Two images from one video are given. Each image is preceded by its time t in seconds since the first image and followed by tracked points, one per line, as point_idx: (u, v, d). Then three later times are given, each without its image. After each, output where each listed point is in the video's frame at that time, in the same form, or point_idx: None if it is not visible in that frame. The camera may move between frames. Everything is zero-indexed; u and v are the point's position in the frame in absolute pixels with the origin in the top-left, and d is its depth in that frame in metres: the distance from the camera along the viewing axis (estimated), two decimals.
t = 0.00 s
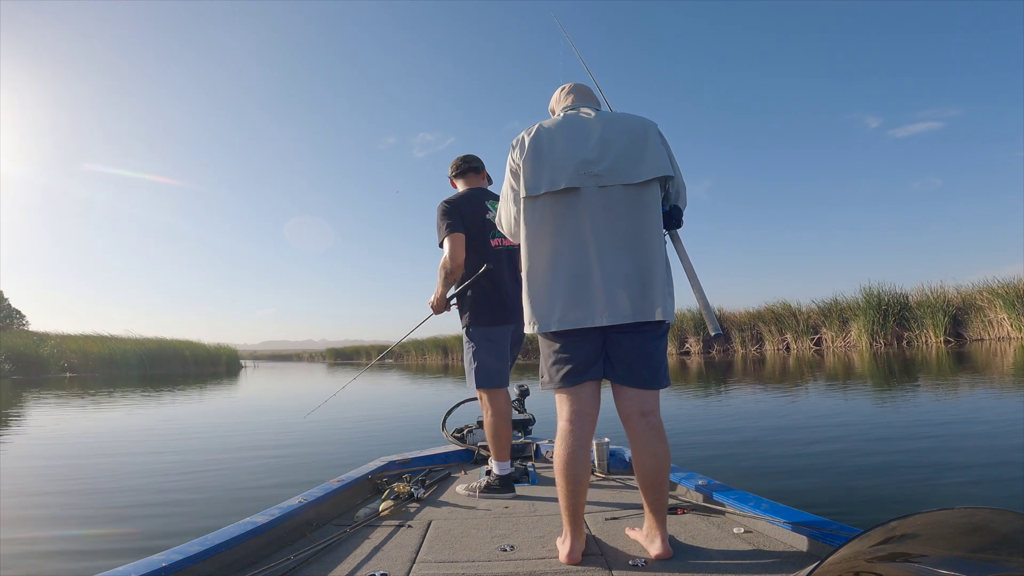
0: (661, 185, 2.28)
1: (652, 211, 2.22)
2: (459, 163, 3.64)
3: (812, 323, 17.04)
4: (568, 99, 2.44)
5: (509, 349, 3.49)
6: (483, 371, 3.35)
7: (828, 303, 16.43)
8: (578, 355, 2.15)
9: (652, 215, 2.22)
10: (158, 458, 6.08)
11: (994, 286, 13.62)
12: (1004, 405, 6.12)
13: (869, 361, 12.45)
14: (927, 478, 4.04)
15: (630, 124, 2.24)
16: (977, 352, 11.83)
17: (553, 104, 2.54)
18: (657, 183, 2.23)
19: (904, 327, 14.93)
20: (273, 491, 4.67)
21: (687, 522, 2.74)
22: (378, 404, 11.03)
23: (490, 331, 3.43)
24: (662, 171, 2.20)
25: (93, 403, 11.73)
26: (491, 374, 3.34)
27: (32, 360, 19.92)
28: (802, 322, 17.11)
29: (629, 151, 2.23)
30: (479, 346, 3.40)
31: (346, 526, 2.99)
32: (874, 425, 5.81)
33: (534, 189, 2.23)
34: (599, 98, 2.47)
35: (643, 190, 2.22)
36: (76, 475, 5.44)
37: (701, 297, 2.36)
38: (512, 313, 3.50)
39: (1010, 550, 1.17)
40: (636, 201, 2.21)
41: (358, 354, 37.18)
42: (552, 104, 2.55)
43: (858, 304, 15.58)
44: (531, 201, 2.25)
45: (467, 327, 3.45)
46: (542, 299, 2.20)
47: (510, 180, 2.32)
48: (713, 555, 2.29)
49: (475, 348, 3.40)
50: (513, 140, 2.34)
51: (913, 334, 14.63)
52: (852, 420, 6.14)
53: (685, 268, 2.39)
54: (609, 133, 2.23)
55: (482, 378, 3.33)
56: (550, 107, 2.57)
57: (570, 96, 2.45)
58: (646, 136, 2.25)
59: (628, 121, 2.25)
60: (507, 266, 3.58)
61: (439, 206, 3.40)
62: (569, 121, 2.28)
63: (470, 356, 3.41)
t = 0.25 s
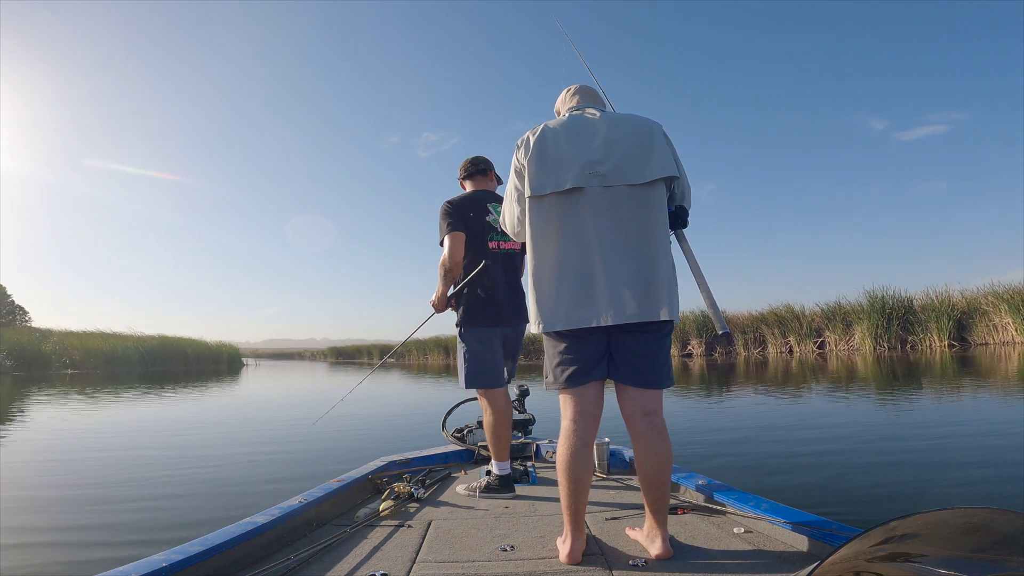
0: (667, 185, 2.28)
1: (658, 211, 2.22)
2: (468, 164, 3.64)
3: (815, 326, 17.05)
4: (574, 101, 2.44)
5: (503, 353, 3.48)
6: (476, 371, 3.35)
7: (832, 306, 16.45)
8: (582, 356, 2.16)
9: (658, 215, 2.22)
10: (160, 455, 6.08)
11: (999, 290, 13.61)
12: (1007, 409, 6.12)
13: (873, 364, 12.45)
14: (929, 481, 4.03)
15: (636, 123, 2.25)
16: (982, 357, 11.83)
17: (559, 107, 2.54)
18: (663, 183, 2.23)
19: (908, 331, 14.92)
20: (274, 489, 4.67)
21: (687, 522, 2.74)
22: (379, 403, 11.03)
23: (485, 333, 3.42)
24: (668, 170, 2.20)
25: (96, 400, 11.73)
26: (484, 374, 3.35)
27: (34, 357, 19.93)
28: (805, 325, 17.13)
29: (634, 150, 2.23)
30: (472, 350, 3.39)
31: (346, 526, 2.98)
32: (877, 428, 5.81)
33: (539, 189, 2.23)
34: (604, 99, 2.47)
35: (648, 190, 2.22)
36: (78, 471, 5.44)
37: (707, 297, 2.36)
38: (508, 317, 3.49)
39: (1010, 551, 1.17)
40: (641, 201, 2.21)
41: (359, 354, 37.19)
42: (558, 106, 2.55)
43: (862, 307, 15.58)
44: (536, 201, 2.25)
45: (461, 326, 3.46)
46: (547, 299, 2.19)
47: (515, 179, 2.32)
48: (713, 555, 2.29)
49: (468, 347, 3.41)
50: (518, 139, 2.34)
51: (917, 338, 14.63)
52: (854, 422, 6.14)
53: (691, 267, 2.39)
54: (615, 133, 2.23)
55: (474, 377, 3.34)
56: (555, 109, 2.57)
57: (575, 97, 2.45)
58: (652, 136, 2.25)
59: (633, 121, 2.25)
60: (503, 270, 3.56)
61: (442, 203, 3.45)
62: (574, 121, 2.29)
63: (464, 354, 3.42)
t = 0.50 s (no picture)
0: (667, 187, 2.28)
1: (658, 213, 2.22)
2: (472, 164, 3.64)
3: (818, 328, 17.06)
4: (577, 102, 2.44)
5: (500, 353, 3.48)
6: (472, 371, 3.36)
7: (835, 309, 16.46)
8: (583, 356, 2.16)
9: (658, 217, 2.22)
10: (162, 452, 6.10)
11: (1003, 294, 13.61)
12: (1010, 413, 6.12)
13: (876, 368, 12.44)
14: (931, 483, 4.03)
15: (637, 125, 2.25)
16: (985, 361, 11.82)
17: (561, 108, 2.55)
18: (663, 185, 2.23)
19: (911, 335, 14.92)
20: (275, 487, 4.68)
21: (687, 522, 2.74)
22: (380, 402, 11.05)
23: (481, 333, 3.43)
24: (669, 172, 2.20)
25: (98, 398, 11.76)
26: (479, 375, 3.35)
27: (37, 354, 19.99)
28: (808, 328, 17.13)
29: (636, 152, 2.23)
30: (468, 350, 3.40)
31: (346, 526, 2.98)
32: (879, 430, 5.81)
33: (540, 188, 2.23)
34: (607, 102, 2.47)
35: (649, 192, 2.22)
36: (80, 468, 5.46)
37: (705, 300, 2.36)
38: (505, 319, 3.49)
39: (1011, 551, 1.18)
40: (642, 202, 2.21)
41: (360, 353, 37.22)
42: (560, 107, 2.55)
43: (865, 310, 15.58)
44: (537, 201, 2.25)
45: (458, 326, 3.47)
46: (546, 299, 2.19)
47: (516, 179, 2.32)
48: (712, 555, 2.29)
49: (464, 347, 3.41)
50: (520, 139, 2.34)
51: (921, 341, 14.62)
52: (856, 425, 6.14)
53: (689, 270, 2.39)
54: (616, 134, 2.24)
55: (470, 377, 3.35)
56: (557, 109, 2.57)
57: (578, 99, 2.45)
58: (653, 138, 2.25)
59: (635, 122, 2.25)
60: (501, 271, 3.55)
61: (442, 202, 3.47)
62: (576, 122, 2.29)
63: (460, 354, 3.43)
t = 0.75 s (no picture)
0: (664, 187, 2.28)
1: (653, 214, 2.21)
2: (468, 162, 3.63)
3: (821, 329, 17.05)
4: (575, 103, 2.44)
5: (498, 353, 3.49)
6: (471, 371, 3.35)
7: (837, 309, 16.44)
8: (579, 356, 2.16)
9: (654, 218, 2.21)
10: (163, 452, 6.10)
11: (1007, 295, 13.59)
12: (1013, 414, 6.11)
13: (879, 369, 12.43)
14: (932, 484, 4.03)
15: (634, 125, 2.25)
16: (989, 362, 11.81)
17: (559, 109, 2.54)
18: (659, 185, 2.23)
19: (915, 336, 14.90)
20: (275, 486, 4.68)
21: (687, 522, 2.74)
22: (381, 402, 11.05)
23: (480, 333, 3.43)
24: (664, 173, 2.20)
25: (100, 397, 11.78)
26: (478, 374, 3.35)
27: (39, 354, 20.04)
28: (811, 328, 17.13)
29: (632, 152, 2.23)
30: (467, 350, 3.40)
31: (346, 526, 2.98)
32: (881, 431, 5.80)
33: (536, 188, 2.23)
34: (605, 103, 2.47)
35: (645, 192, 2.22)
36: (82, 467, 5.47)
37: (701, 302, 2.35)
38: (503, 319, 3.50)
39: (1009, 549, 1.18)
40: (638, 203, 2.21)
41: (361, 353, 37.23)
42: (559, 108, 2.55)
43: (868, 311, 15.57)
44: (533, 200, 2.25)
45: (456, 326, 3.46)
46: (542, 299, 2.20)
47: (512, 179, 2.32)
48: (712, 555, 2.29)
49: (462, 347, 3.41)
50: (517, 139, 2.34)
51: (924, 342, 14.61)
52: (858, 426, 6.13)
53: (685, 270, 2.39)
54: (613, 134, 2.23)
55: (470, 377, 3.34)
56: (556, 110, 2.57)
57: (576, 100, 2.44)
58: (649, 139, 2.25)
59: (632, 123, 2.25)
60: (497, 270, 3.55)
61: (441, 203, 3.44)
62: (573, 122, 2.29)
63: (459, 354, 3.42)
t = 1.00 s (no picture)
0: (657, 187, 2.27)
1: (646, 213, 2.21)
2: (455, 164, 3.64)
3: (824, 328, 17.04)
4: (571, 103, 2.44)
5: (499, 351, 3.49)
6: (472, 371, 3.35)
7: (840, 309, 16.43)
8: (572, 356, 2.15)
9: (647, 217, 2.21)
10: (164, 451, 6.10)
11: (1011, 294, 13.57)
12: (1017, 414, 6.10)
13: (882, 368, 12.41)
14: (934, 484, 4.02)
15: (629, 125, 2.24)
16: (993, 362, 11.79)
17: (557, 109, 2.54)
18: (652, 184, 2.22)
19: (918, 335, 14.88)
20: (276, 486, 4.68)
21: (687, 522, 2.74)
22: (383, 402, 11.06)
23: (482, 333, 3.43)
24: (657, 172, 2.19)
25: (102, 397, 11.80)
26: (480, 374, 3.34)
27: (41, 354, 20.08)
28: (814, 328, 17.12)
29: (626, 152, 2.22)
30: (469, 350, 3.39)
31: (346, 526, 2.98)
32: (883, 430, 5.79)
33: (530, 187, 2.24)
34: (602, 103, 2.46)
35: (638, 192, 2.21)
36: (83, 466, 5.47)
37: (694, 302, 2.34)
38: (504, 317, 3.51)
39: (1009, 548, 1.18)
40: (630, 202, 2.21)
41: (363, 354, 37.25)
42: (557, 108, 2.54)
43: (872, 310, 15.56)
44: (527, 199, 2.25)
45: (458, 326, 3.46)
46: (534, 297, 2.20)
47: (507, 177, 2.33)
48: (712, 555, 2.29)
49: (464, 347, 3.40)
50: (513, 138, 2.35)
51: (928, 341, 14.59)
52: (860, 425, 6.12)
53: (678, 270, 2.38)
54: (607, 133, 2.23)
55: (472, 378, 3.33)
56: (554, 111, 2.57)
57: (573, 100, 2.44)
58: (644, 138, 2.24)
59: (626, 122, 2.25)
60: (497, 270, 3.55)
61: (441, 205, 3.37)
62: (568, 121, 2.29)
63: (460, 354, 3.41)
